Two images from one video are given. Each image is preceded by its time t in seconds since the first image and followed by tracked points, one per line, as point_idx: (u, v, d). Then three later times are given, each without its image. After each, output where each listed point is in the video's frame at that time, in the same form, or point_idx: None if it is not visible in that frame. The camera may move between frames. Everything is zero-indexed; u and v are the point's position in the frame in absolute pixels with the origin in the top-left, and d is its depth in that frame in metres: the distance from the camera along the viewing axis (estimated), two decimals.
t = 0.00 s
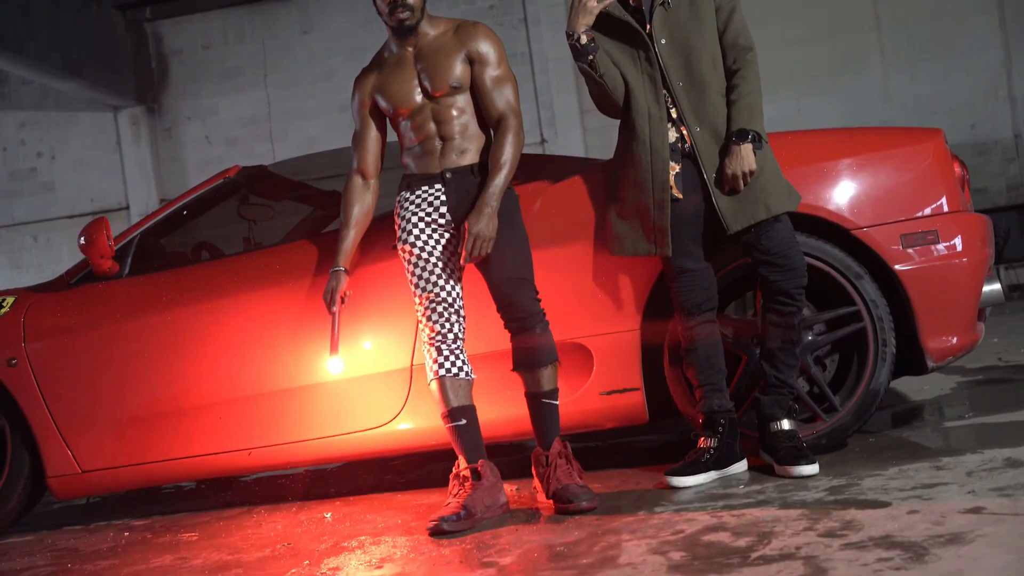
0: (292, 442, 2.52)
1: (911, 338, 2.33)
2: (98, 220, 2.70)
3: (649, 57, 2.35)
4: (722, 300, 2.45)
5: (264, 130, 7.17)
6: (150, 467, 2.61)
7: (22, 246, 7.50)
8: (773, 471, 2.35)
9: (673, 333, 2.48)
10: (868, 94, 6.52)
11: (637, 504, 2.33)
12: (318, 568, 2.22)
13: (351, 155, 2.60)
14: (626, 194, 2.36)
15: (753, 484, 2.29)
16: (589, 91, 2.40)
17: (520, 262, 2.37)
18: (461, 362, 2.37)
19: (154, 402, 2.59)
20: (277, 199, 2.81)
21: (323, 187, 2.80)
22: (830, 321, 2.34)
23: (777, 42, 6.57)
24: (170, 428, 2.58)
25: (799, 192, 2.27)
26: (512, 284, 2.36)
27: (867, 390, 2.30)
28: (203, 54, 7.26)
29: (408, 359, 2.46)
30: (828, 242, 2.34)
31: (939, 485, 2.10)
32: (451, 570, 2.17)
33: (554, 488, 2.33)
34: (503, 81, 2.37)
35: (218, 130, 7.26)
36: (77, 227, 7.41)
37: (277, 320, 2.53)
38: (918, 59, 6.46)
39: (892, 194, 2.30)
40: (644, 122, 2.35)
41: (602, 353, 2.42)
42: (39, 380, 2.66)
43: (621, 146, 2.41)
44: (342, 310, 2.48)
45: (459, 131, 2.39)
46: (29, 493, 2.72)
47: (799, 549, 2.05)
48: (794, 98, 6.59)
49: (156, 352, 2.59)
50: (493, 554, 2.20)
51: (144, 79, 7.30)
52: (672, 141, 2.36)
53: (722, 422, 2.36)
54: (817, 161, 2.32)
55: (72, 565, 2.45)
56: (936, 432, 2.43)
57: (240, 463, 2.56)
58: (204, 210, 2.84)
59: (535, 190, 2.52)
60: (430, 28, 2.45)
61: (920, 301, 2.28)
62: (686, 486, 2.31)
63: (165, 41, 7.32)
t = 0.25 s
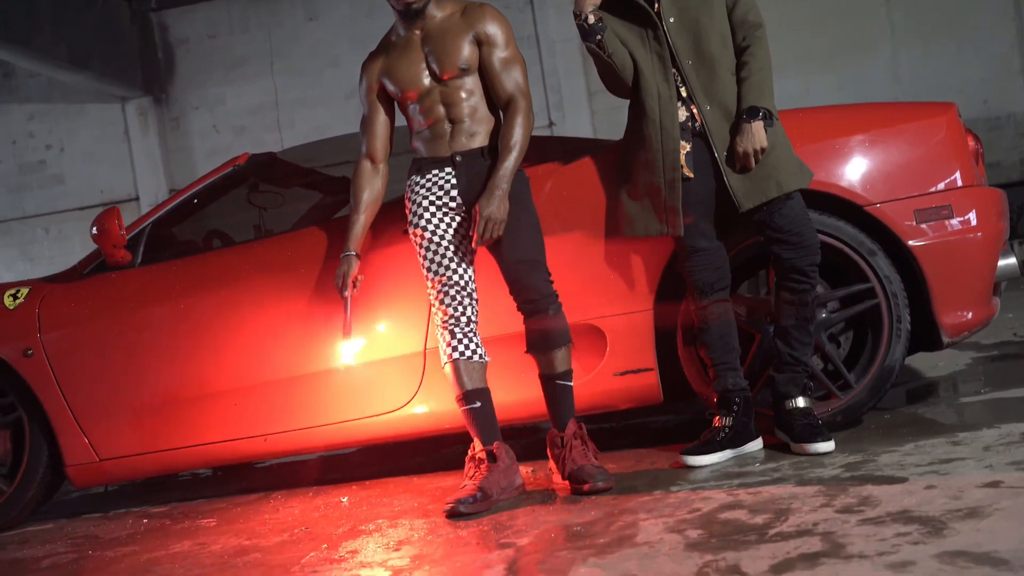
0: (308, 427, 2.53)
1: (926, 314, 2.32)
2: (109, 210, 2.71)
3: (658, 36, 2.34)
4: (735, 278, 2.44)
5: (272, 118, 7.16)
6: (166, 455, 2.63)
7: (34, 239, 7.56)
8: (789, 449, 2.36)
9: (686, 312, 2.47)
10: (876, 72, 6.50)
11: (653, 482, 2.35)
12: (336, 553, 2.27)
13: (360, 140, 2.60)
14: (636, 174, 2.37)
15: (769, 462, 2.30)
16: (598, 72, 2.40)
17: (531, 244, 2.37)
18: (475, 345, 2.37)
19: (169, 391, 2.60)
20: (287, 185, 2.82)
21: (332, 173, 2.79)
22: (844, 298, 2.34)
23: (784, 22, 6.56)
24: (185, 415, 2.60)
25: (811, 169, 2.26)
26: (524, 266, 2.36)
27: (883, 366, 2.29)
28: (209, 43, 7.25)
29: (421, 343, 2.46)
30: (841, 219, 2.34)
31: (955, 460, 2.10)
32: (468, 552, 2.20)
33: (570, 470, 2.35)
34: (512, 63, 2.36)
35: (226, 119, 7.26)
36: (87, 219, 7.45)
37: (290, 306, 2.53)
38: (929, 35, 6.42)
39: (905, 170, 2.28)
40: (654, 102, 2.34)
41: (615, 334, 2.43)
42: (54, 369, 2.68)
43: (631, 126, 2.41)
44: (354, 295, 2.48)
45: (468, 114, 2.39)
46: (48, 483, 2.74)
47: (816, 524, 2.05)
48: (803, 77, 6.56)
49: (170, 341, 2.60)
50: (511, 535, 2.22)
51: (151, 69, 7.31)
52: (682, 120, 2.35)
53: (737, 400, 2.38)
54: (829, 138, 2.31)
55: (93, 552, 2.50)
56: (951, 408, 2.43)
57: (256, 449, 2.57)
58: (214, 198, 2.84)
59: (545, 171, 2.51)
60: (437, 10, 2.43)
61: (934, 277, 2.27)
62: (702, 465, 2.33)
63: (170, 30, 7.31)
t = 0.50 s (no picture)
0: (315, 405, 2.48)
1: (950, 274, 2.25)
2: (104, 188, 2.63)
3: None
4: (752, 243, 2.37)
5: (267, 91, 7.10)
6: (172, 437, 2.57)
7: (27, 222, 7.47)
8: (811, 415, 2.31)
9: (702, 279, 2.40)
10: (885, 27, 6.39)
11: (674, 453, 2.32)
12: (350, 532, 2.24)
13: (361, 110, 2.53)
14: (647, 139, 2.29)
15: (792, 430, 2.25)
16: (606, 33, 2.33)
17: (541, 212, 2.30)
18: (485, 317, 2.30)
19: (172, 372, 2.54)
20: (287, 159, 2.76)
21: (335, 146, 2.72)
22: (865, 259, 2.27)
23: None
24: (190, 396, 2.54)
25: (828, 128, 2.19)
26: (534, 235, 2.29)
27: (907, 328, 2.23)
28: (201, 15, 7.16)
29: (429, 317, 2.39)
30: (861, 179, 2.26)
31: (986, 422, 2.04)
32: (484, 527, 2.15)
33: (587, 441, 2.30)
34: (516, 26, 2.28)
35: (220, 93, 7.21)
36: (80, 201, 7.34)
37: (294, 282, 2.47)
38: None
39: (926, 126, 2.21)
40: (664, 63, 2.27)
41: (630, 302, 2.36)
42: (53, 353, 2.61)
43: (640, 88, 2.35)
44: (359, 268, 2.42)
45: (472, 80, 2.31)
46: (50, 469, 2.69)
47: (845, 491, 1.95)
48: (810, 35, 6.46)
49: (171, 321, 2.53)
50: (528, 509, 2.18)
51: (142, 44, 7.23)
52: (694, 81, 2.29)
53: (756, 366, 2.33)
54: (846, 95, 2.24)
55: (100, 538, 2.45)
56: (978, 369, 2.37)
57: (263, 429, 2.51)
58: (212, 173, 2.76)
59: (553, 137, 2.42)
60: None
61: (959, 235, 2.20)
62: (722, 434, 2.29)
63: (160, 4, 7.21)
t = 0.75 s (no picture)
0: (315, 365, 2.35)
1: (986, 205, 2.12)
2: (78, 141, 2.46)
3: None
4: (773, 179, 2.23)
5: (248, 35, 6.79)
6: (166, 404, 2.44)
7: None
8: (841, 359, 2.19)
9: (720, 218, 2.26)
10: None
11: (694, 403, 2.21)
12: (356, 496, 2.19)
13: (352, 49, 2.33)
14: (658, 69, 2.14)
15: (819, 374, 2.15)
16: None
17: (547, 151, 2.14)
18: (492, 266, 2.16)
19: (162, 334, 2.40)
20: (274, 106, 2.60)
21: (322, 89, 2.54)
22: (895, 192, 2.14)
23: None
24: (182, 361, 2.40)
25: (853, 52, 2.03)
26: (540, 175, 2.13)
27: (941, 264, 2.10)
28: None
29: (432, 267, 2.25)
30: (889, 105, 2.11)
31: None
32: (499, 485, 2.05)
33: (602, 393, 2.19)
34: None
35: (196, 38, 6.91)
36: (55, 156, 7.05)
37: (287, 234, 2.32)
38: None
39: (959, 46, 2.05)
40: None
41: (644, 246, 2.23)
42: (34, 320, 2.46)
43: (649, 15, 2.17)
44: (356, 218, 2.27)
45: (468, 12, 2.14)
46: (36, 439, 2.55)
47: (878, 437, 1.86)
48: None
49: (158, 281, 2.39)
50: (543, 466, 2.09)
51: None
52: (707, 6, 2.12)
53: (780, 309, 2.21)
54: (872, 14, 2.07)
55: (90, 511, 2.39)
56: (1015, 305, 2.26)
57: (259, 392, 2.39)
58: (193, 122, 2.58)
59: (558, 71, 2.26)
60: None
61: (995, 163, 2.07)
62: (746, 382, 2.18)
63: None
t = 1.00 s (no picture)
0: (312, 332, 2.26)
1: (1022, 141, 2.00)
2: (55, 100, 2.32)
3: None
4: (793, 122, 2.11)
5: None
6: (157, 377, 2.36)
7: None
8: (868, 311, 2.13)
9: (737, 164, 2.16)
10: None
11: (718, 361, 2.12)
12: (361, 466, 2.11)
13: None
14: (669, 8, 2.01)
15: (846, 326, 2.04)
16: None
17: (554, 98, 2.02)
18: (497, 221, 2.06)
19: (152, 303, 2.31)
20: (260, 58, 2.45)
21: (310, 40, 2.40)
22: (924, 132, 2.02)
23: None
24: (174, 329, 2.31)
25: None
26: (547, 125, 2.01)
27: (974, 206, 1.99)
28: None
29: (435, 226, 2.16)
30: (916, 38, 1.98)
31: None
32: (511, 450, 1.98)
33: (617, 353, 2.08)
34: None
35: None
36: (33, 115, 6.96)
37: (277, 194, 2.20)
38: None
39: None
40: None
41: (658, 195, 2.12)
42: (18, 290, 2.36)
43: None
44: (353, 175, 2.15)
45: None
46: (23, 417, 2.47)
47: (910, 390, 1.77)
48: None
49: (146, 247, 2.29)
50: (557, 430, 2.01)
51: None
52: None
53: (803, 259, 2.10)
54: None
55: (83, 490, 2.32)
56: None
57: (255, 362, 2.31)
58: (177, 78, 2.45)
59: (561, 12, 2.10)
60: None
61: None
62: (769, 337, 2.08)
63: None
